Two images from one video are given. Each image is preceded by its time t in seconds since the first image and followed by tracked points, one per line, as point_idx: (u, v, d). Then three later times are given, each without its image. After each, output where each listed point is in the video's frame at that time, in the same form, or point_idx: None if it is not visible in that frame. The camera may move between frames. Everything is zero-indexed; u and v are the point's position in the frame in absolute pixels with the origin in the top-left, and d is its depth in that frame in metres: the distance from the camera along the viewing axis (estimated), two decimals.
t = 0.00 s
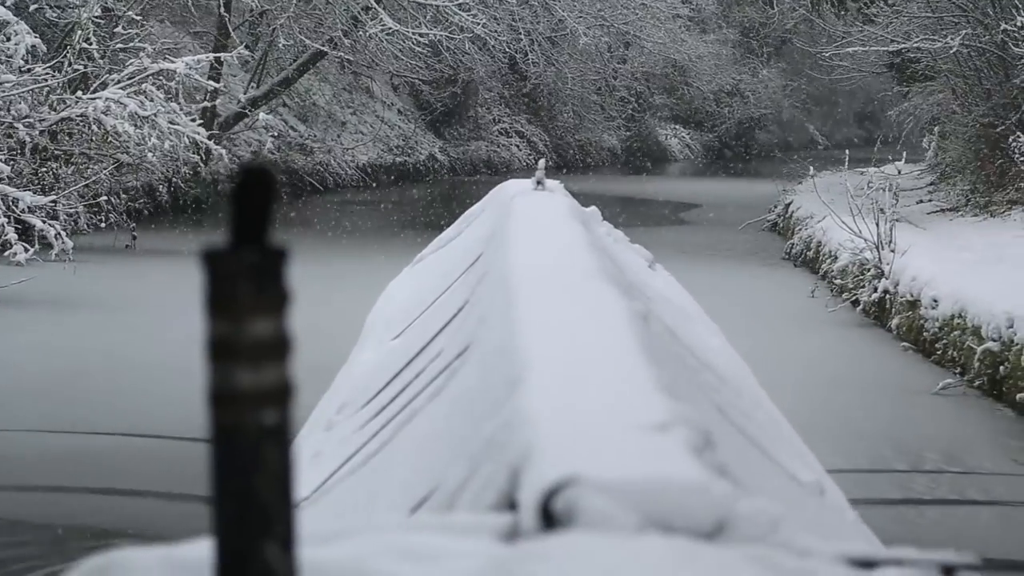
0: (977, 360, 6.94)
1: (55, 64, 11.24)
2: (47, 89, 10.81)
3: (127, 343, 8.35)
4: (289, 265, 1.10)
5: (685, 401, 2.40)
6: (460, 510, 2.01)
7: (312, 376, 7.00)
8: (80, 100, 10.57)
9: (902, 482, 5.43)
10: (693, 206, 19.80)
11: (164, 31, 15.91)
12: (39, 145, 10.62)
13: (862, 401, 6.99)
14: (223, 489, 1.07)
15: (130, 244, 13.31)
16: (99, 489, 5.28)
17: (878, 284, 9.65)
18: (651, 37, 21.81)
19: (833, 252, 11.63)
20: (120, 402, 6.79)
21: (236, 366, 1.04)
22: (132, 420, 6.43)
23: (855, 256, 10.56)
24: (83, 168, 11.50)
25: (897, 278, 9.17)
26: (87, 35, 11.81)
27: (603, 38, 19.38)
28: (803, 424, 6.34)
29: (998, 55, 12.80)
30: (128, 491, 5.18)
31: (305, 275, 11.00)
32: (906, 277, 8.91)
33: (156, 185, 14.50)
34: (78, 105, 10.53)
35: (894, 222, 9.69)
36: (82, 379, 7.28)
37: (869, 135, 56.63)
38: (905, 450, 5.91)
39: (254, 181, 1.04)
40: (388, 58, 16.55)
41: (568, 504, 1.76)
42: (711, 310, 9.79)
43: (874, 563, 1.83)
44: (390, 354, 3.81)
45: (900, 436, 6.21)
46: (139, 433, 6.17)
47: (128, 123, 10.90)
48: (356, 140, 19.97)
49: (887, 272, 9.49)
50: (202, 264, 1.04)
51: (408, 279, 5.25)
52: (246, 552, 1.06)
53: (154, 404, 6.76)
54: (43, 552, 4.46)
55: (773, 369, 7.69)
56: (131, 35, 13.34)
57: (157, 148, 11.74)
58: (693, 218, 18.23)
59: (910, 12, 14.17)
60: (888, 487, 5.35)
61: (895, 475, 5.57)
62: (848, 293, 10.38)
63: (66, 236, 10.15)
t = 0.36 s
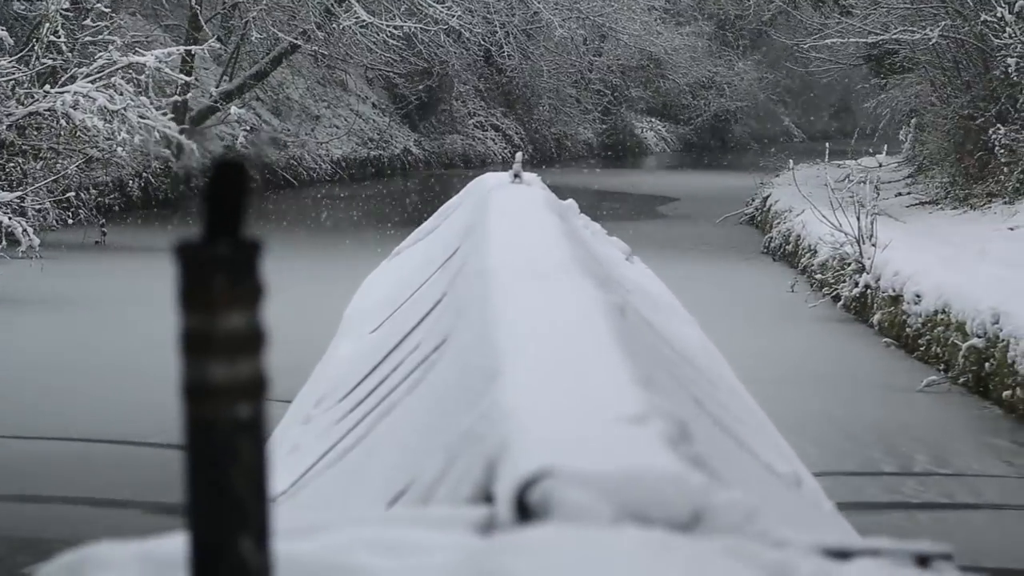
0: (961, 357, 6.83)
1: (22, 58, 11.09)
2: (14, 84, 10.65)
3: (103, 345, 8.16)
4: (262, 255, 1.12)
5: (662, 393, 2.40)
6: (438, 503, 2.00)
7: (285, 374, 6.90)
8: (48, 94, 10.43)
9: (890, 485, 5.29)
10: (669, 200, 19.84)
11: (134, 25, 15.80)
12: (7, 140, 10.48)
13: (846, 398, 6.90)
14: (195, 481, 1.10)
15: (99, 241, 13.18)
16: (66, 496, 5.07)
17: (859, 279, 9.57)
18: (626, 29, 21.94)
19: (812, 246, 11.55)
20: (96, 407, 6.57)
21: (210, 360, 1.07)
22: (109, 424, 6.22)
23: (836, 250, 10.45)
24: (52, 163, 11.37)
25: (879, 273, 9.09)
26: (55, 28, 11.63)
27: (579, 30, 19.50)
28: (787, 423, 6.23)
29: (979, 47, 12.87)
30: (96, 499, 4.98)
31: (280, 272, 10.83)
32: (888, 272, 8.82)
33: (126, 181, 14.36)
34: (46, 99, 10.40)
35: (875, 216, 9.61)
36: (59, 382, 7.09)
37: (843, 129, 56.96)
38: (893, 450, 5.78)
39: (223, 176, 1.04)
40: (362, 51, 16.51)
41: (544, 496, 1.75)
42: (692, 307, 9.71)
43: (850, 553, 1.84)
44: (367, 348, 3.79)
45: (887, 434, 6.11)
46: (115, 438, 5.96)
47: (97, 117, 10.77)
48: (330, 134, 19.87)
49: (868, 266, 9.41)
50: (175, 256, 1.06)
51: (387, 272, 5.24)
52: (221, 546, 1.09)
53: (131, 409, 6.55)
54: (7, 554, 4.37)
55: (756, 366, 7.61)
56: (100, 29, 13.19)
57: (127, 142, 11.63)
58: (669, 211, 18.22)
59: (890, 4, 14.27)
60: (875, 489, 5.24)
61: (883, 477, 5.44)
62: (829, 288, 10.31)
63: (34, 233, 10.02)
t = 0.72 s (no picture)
0: (951, 358, 6.71)
1: None
2: None
3: (82, 336, 7.93)
4: (241, 249, 1.18)
5: (642, 385, 2.41)
6: (418, 497, 2.00)
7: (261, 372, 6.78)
8: (21, 87, 10.35)
9: (880, 492, 5.13)
10: (651, 195, 19.80)
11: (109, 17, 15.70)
12: None
13: (833, 400, 6.79)
14: (180, 474, 1.17)
15: (72, 236, 13.05)
16: (32, 496, 4.91)
17: (844, 276, 9.46)
18: (605, 23, 21.93)
19: (796, 243, 11.47)
20: (66, 402, 6.35)
21: (191, 354, 1.14)
22: (76, 421, 5.99)
23: (820, 247, 10.31)
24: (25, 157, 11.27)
25: (865, 270, 8.97)
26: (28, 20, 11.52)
27: (559, 23, 19.49)
28: (774, 428, 6.12)
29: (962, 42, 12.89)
30: (71, 497, 4.88)
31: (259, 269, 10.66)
32: (874, 270, 8.70)
33: (99, 173, 14.23)
34: (19, 92, 10.32)
35: (860, 213, 9.51)
36: (25, 375, 6.88)
37: (824, 125, 57.20)
38: (884, 456, 5.63)
39: (202, 167, 1.12)
40: (340, 43, 16.43)
41: (524, 491, 1.75)
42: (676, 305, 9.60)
43: (829, 547, 1.84)
44: (349, 341, 3.79)
45: (876, 438, 5.98)
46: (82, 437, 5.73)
47: (71, 110, 10.68)
48: (308, 128, 19.77)
49: (854, 264, 9.29)
50: (157, 251, 1.12)
51: (369, 265, 5.21)
52: (206, 539, 1.17)
53: (105, 405, 6.31)
54: None
55: (741, 366, 7.50)
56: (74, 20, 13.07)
57: (101, 136, 11.55)
58: (650, 207, 18.19)
59: None
60: (864, 495, 5.09)
61: (876, 485, 5.28)
62: (814, 285, 10.22)
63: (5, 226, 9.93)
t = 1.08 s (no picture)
0: (953, 360, 6.61)
1: None
2: None
3: (78, 337, 7.83)
4: (234, 245, 1.19)
5: (636, 381, 2.41)
6: (413, 493, 1.99)
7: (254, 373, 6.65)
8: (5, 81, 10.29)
9: (885, 500, 4.98)
10: (642, 191, 19.76)
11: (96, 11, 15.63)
12: None
13: (834, 403, 6.70)
14: (176, 470, 1.17)
15: (58, 231, 12.95)
16: (24, 495, 4.87)
17: (842, 275, 9.38)
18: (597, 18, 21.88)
19: (793, 241, 11.40)
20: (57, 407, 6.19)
21: (184, 348, 1.13)
22: (68, 429, 5.83)
23: (817, 245, 10.26)
24: (10, 151, 11.22)
25: (863, 269, 8.90)
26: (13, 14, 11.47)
27: (550, 18, 19.44)
28: (776, 434, 6.00)
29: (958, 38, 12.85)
30: (63, 496, 4.84)
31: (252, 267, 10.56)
32: (873, 269, 8.64)
33: (85, 169, 14.15)
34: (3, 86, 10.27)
35: (858, 211, 9.44)
36: (17, 378, 6.75)
37: (815, 118, 57.35)
38: (888, 463, 5.50)
39: (197, 162, 1.11)
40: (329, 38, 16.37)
41: (518, 485, 1.75)
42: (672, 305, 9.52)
43: (824, 543, 1.84)
44: (343, 336, 3.78)
45: (879, 444, 5.86)
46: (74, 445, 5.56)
47: (56, 104, 10.62)
48: (297, 123, 19.71)
49: (851, 263, 9.23)
50: (150, 247, 1.12)
51: (363, 261, 5.19)
52: (197, 534, 1.17)
53: (99, 412, 6.14)
54: None
55: (739, 368, 7.42)
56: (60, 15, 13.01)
57: (87, 131, 11.48)
58: (642, 203, 18.16)
59: None
60: (869, 504, 4.96)
61: (882, 493, 5.13)
62: (810, 284, 10.17)
63: None
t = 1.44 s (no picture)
0: (955, 359, 6.57)
1: None
2: None
3: (73, 335, 7.82)
4: (225, 239, 1.18)
5: (629, 374, 2.40)
6: (405, 485, 1.98)
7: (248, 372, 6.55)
8: None
9: (891, 507, 4.91)
10: (634, 186, 19.76)
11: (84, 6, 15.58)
12: None
13: (836, 406, 6.65)
14: (167, 465, 1.17)
15: (45, 227, 12.89)
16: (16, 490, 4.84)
17: (841, 271, 9.34)
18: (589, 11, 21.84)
19: (789, 237, 11.36)
20: (44, 412, 6.05)
21: (172, 341, 1.13)
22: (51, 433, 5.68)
23: (814, 242, 10.23)
24: None
25: (862, 265, 8.84)
26: None
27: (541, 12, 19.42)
28: (780, 440, 5.92)
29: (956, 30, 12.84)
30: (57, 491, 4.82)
31: (246, 264, 10.47)
32: (872, 266, 8.59)
33: (73, 165, 14.11)
34: None
35: (857, 207, 9.39)
36: (3, 384, 6.62)
37: (807, 110, 57.47)
38: (892, 468, 5.43)
39: (188, 153, 1.11)
40: (320, 32, 16.33)
41: (509, 479, 1.73)
42: (668, 303, 9.48)
43: (814, 535, 1.84)
44: (337, 330, 3.77)
45: (883, 448, 5.80)
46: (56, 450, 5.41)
47: (42, 99, 10.58)
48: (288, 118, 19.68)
49: (851, 259, 9.18)
50: (141, 242, 1.11)
51: (357, 255, 5.18)
52: (186, 526, 1.17)
53: (95, 412, 6.08)
54: None
55: (738, 368, 7.38)
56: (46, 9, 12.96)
57: (74, 125, 11.43)
58: (635, 198, 18.15)
59: None
60: (875, 512, 4.85)
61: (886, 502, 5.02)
62: (808, 281, 10.13)
63: None
